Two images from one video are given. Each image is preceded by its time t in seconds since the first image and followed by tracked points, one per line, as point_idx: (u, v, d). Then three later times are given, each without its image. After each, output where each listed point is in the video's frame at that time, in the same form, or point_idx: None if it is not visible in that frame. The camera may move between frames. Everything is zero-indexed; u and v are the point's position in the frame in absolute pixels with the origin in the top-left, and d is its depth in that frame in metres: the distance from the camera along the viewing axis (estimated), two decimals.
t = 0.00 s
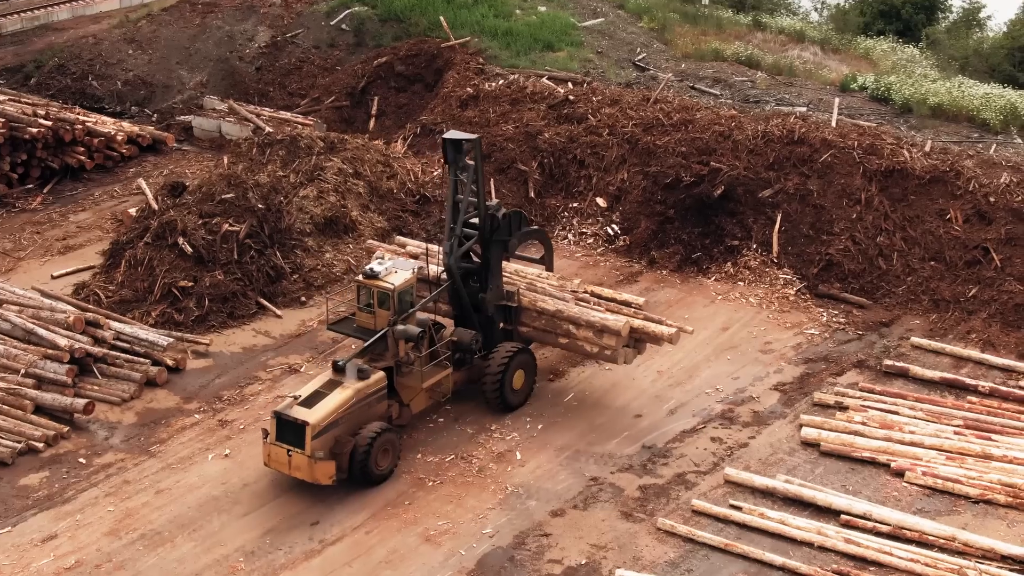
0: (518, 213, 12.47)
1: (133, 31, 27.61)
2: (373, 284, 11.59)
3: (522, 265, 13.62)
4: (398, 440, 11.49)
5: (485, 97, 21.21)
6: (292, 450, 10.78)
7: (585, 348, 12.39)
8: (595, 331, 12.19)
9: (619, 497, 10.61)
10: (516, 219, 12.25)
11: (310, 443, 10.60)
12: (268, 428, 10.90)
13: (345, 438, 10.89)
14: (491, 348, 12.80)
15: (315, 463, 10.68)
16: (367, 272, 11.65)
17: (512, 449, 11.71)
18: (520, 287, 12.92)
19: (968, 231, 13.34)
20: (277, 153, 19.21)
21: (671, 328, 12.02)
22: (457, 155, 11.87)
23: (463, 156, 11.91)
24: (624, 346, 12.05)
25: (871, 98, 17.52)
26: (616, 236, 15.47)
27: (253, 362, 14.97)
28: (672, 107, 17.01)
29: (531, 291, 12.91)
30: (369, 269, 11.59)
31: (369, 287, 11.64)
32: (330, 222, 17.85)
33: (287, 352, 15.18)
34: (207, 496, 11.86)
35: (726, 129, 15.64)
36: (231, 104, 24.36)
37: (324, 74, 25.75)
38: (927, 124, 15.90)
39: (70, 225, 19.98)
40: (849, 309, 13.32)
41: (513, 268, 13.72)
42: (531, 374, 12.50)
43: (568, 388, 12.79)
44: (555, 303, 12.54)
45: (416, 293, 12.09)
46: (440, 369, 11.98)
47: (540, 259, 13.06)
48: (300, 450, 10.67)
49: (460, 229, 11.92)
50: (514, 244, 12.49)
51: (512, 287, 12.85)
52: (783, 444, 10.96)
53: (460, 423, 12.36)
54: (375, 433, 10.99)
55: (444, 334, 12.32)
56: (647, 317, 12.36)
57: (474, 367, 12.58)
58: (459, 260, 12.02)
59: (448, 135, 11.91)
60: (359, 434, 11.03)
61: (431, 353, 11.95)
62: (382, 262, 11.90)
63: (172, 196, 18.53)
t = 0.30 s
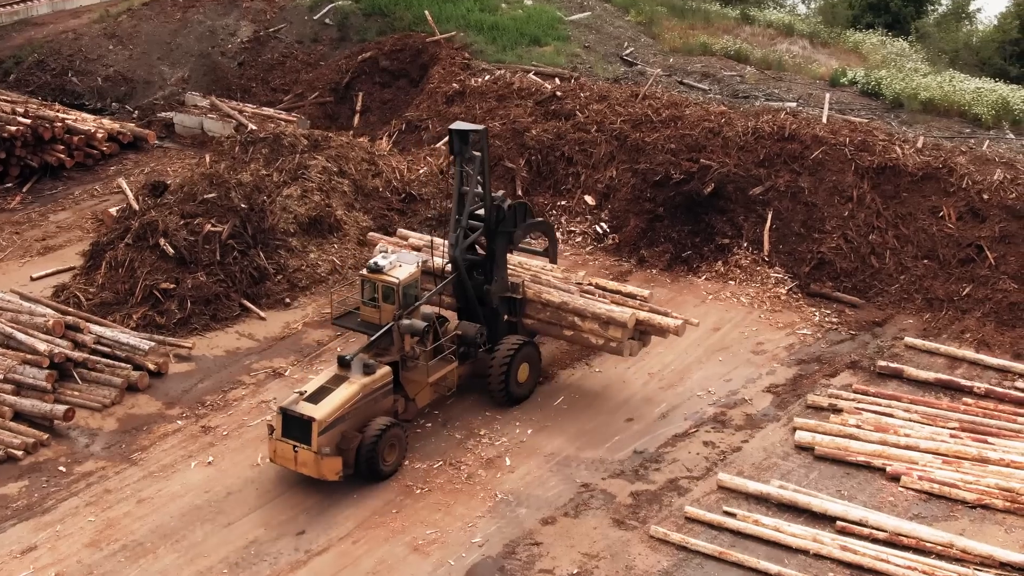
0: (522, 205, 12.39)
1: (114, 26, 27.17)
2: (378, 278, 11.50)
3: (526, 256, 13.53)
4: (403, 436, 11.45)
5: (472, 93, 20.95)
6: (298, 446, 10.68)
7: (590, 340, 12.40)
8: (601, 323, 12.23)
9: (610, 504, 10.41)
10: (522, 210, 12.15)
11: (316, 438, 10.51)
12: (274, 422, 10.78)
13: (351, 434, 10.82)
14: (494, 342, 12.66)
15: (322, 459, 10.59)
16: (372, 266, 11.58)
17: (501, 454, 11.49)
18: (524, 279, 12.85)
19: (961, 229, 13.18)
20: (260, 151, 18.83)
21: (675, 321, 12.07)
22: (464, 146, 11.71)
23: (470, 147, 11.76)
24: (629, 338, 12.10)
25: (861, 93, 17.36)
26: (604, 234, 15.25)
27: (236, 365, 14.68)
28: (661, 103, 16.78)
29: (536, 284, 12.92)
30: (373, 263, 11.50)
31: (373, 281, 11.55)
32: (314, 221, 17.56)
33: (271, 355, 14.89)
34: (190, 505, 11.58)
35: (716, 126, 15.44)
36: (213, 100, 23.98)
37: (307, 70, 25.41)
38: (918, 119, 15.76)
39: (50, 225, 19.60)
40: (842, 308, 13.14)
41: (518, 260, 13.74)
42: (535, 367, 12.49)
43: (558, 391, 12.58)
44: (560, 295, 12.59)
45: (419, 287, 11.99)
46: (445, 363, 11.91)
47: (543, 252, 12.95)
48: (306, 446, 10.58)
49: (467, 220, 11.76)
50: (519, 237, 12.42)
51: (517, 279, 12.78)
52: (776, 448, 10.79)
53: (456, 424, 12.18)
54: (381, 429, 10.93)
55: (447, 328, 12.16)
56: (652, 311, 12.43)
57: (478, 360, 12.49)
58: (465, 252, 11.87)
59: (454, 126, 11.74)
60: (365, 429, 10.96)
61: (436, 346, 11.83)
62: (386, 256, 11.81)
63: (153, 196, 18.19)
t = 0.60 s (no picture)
0: (525, 197, 12.38)
1: (90, 21, 26.65)
2: (381, 272, 11.27)
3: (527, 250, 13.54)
4: (408, 431, 11.37)
5: (455, 89, 20.64)
6: (302, 441, 10.59)
7: (593, 334, 12.34)
8: (605, 316, 12.17)
9: (600, 513, 10.16)
10: (526, 201, 12.13)
11: (321, 434, 10.43)
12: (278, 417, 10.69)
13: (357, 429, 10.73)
14: (497, 336, 12.60)
15: (327, 454, 10.52)
16: (374, 259, 11.32)
17: (488, 462, 11.23)
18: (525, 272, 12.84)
19: (953, 227, 13.00)
20: (239, 150, 18.32)
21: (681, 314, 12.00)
22: (469, 136, 11.51)
23: (475, 137, 11.57)
24: (633, 331, 12.03)
25: (849, 88, 17.18)
26: (591, 233, 14.95)
27: (216, 371, 14.34)
28: (647, 99, 16.51)
29: (539, 277, 12.85)
30: (377, 257, 11.24)
31: (376, 275, 11.31)
32: (295, 222, 17.21)
33: (251, 359, 14.54)
34: (169, 517, 11.26)
35: (703, 122, 15.19)
36: (191, 97, 23.53)
37: (287, 65, 24.99)
38: (906, 114, 15.59)
39: (25, 226, 19.16)
40: (832, 308, 12.96)
41: (520, 255, 13.70)
42: (538, 361, 12.38)
43: (546, 395, 12.34)
44: (564, 288, 12.51)
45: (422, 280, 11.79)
46: (449, 358, 11.81)
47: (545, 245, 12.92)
48: (312, 441, 10.49)
49: (473, 212, 11.63)
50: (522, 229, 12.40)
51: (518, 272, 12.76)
52: (768, 454, 10.58)
53: (446, 427, 11.95)
54: (387, 424, 10.84)
55: (451, 321, 12.05)
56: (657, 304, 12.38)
57: (481, 354, 12.40)
58: (470, 244, 11.76)
59: (459, 116, 11.53)
60: (370, 424, 10.88)
61: (440, 340, 11.73)
62: (388, 249, 11.56)
63: (130, 196, 17.79)
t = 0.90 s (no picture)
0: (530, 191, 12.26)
1: (69, 17, 26.19)
2: (383, 267, 11.38)
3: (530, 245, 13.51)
4: (412, 426, 11.29)
5: (440, 86, 20.38)
6: (306, 438, 10.52)
7: (597, 328, 12.30)
8: (609, 310, 12.15)
9: (592, 522, 9.95)
10: (530, 194, 12.01)
11: (325, 431, 10.37)
12: (281, 414, 10.63)
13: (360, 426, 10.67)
14: (499, 331, 12.47)
15: (331, 451, 10.46)
16: (376, 254, 11.42)
17: (477, 469, 11.00)
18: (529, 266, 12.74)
19: (946, 225, 12.84)
20: (221, 150, 18.05)
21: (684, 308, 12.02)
22: (473, 129, 11.79)
23: (479, 130, 11.83)
24: (637, 325, 12.01)
25: (839, 83, 17.02)
26: (580, 232, 14.65)
27: (199, 376, 14.03)
28: (635, 96, 16.28)
29: (541, 271, 12.81)
30: (378, 251, 11.35)
31: (378, 270, 11.43)
32: (278, 222, 16.91)
33: (234, 364, 14.25)
34: (151, 529, 10.97)
35: (693, 120, 14.98)
36: (173, 94, 23.13)
37: (270, 61, 24.63)
38: (897, 110, 15.45)
39: (3, 227, 18.77)
40: (825, 308, 12.79)
41: (522, 249, 13.70)
42: (541, 356, 12.29)
43: (535, 399, 12.10)
44: (567, 282, 12.49)
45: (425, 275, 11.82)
46: (452, 353, 11.69)
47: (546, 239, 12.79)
48: (315, 438, 10.42)
49: (475, 203, 11.66)
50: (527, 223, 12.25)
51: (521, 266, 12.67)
52: (762, 459, 10.40)
53: (435, 432, 11.68)
54: (390, 420, 10.76)
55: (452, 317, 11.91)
56: (660, 298, 12.38)
57: (483, 350, 12.26)
58: (472, 236, 11.76)
59: (463, 109, 11.81)
60: (374, 420, 10.80)
61: (443, 335, 11.63)
62: (390, 245, 11.68)
63: (110, 197, 17.43)
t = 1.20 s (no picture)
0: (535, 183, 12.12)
1: (51, 12, 25.74)
2: (385, 263, 11.18)
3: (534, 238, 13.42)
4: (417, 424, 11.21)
5: (428, 82, 20.11)
6: (310, 437, 10.43)
7: (601, 321, 12.25)
8: (613, 303, 12.10)
9: (586, 531, 9.73)
10: (534, 187, 11.87)
11: (330, 429, 10.27)
12: (285, 413, 10.52)
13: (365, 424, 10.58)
14: (503, 326, 12.36)
15: (336, 449, 10.36)
16: (378, 250, 11.20)
17: (467, 477, 10.78)
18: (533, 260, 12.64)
19: (942, 224, 12.67)
20: (205, 149, 17.74)
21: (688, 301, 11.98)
22: (478, 121, 11.73)
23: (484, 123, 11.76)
24: (642, 319, 11.93)
25: (832, 78, 16.84)
26: (571, 231, 14.36)
27: (183, 382, 13.73)
28: (626, 92, 16.04)
29: (546, 265, 12.74)
30: (380, 247, 11.17)
31: (381, 265, 11.26)
32: (263, 223, 16.62)
33: (219, 369, 13.96)
34: (135, 541, 10.70)
35: (684, 117, 14.75)
36: (156, 90, 22.76)
37: (254, 56, 24.27)
38: (891, 106, 15.28)
39: None
40: (820, 308, 12.62)
41: (525, 243, 13.66)
42: (544, 350, 12.20)
43: (526, 404, 11.88)
44: (571, 275, 12.44)
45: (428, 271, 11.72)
46: (456, 349, 11.60)
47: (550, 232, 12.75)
48: (320, 437, 10.33)
49: (478, 195, 11.56)
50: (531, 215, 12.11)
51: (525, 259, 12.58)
52: (758, 465, 10.21)
53: (425, 438, 11.44)
54: (395, 418, 10.68)
55: (456, 312, 11.81)
56: (664, 291, 12.36)
57: (487, 345, 12.17)
58: (476, 229, 11.69)
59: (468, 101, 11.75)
60: (379, 417, 10.71)
61: (446, 331, 11.52)
62: (393, 239, 11.50)
63: (93, 197, 17.10)
